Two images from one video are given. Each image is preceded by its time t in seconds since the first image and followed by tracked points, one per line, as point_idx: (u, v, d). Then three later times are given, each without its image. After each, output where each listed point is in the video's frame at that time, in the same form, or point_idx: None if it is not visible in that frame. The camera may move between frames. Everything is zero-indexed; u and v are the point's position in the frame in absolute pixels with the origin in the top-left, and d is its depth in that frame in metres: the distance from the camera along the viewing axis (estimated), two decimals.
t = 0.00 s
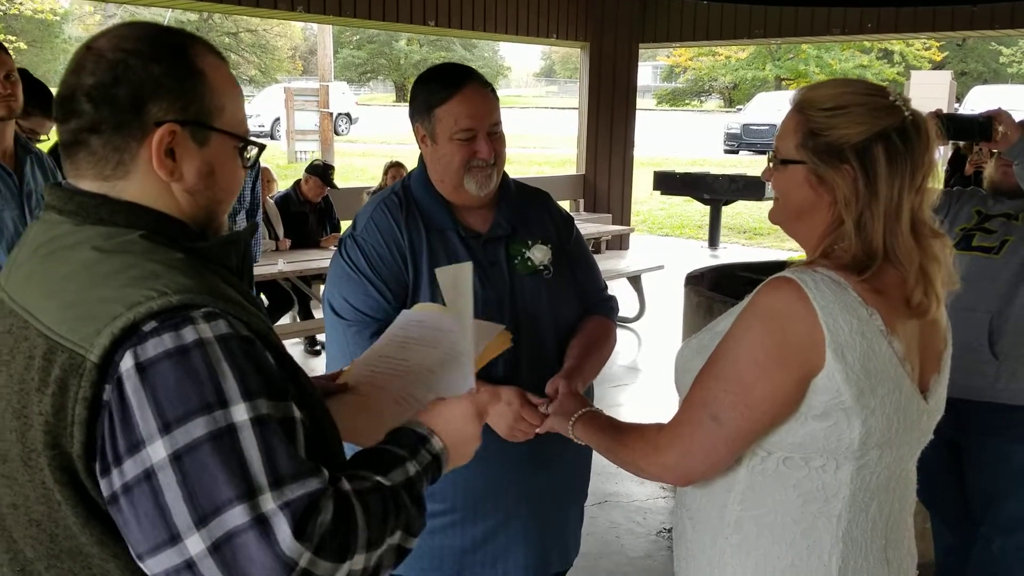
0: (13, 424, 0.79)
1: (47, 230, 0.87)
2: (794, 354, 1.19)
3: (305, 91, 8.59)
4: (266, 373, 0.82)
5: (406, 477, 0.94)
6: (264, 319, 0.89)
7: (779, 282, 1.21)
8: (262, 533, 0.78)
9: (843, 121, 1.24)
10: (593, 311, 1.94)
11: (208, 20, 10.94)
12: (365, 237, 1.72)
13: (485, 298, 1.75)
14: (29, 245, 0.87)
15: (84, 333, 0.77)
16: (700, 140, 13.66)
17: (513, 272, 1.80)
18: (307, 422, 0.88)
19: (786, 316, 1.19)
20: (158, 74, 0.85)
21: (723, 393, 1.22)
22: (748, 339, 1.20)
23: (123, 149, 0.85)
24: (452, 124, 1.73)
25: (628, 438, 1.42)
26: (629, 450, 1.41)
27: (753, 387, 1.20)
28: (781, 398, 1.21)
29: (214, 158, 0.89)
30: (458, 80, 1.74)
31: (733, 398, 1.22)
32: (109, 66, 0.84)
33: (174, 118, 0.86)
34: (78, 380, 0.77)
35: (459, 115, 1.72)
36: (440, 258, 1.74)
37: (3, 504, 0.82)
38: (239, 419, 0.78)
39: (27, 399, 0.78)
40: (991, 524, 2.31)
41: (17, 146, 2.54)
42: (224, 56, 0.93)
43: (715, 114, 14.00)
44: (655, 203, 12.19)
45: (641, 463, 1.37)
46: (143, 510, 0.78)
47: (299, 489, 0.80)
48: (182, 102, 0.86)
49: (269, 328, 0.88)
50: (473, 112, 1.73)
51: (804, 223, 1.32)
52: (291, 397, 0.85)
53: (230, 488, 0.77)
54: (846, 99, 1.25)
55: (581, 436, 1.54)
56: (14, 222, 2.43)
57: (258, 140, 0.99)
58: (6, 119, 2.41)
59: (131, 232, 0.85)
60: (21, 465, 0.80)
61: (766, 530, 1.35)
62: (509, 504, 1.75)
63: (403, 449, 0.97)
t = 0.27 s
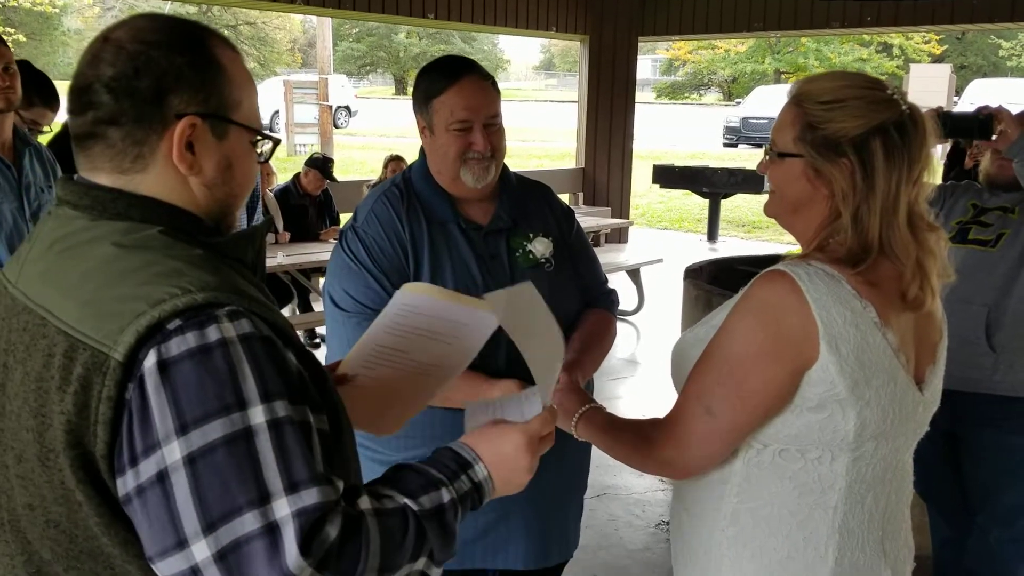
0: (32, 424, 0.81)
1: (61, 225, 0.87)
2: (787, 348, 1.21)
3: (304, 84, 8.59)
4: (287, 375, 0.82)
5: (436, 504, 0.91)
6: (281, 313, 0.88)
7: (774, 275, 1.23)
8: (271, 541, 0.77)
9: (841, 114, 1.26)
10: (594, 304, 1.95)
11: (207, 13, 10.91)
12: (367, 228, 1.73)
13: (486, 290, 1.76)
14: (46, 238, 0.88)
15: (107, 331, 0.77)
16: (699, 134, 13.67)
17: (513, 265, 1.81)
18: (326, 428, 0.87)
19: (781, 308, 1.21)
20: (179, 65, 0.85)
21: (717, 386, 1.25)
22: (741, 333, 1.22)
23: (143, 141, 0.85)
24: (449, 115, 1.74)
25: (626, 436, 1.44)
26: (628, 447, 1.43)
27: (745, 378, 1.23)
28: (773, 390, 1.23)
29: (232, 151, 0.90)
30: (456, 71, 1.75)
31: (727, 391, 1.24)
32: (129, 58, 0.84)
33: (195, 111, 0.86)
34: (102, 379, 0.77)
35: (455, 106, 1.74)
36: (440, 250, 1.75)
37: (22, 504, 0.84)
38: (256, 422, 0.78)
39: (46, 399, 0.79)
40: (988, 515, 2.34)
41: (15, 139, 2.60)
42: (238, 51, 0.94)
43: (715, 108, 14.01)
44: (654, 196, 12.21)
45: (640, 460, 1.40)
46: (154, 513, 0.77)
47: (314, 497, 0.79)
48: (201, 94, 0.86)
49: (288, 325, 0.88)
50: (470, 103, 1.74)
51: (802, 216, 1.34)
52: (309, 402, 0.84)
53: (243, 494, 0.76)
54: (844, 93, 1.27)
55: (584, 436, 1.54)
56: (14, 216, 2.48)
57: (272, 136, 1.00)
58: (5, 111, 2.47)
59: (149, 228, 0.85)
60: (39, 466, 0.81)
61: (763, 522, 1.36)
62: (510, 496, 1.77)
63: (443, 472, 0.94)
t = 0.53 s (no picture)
0: (42, 411, 0.81)
1: (65, 212, 0.87)
2: (780, 336, 1.22)
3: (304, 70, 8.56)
4: (298, 361, 0.83)
5: (436, 499, 0.97)
6: (283, 295, 0.88)
7: (768, 262, 1.24)
8: (288, 525, 0.79)
9: (832, 102, 1.25)
10: (595, 292, 1.96)
11: None
12: (366, 214, 1.74)
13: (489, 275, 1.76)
14: (49, 226, 0.88)
15: (119, 319, 0.77)
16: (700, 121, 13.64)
17: (515, 251, 1.81)
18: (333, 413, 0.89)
19: (773, 297, 1.22)
20: (182, 52, 0.85)
21: (711, 374, 1.26)
22: (734, 319, 1.23)
23: (148, 128, 0.85)
24: (443, 97, 1.77)
25: (624, 425, 1.46)
26: (628, 433, 1.43)
27: (737, 366, 1.24)
28: (766, 377, 1.24)
29: (234, 137, 0.91)
30: (451, 55, 1.78)
31: (721, 379, 1.26)
32: (132, 44, 0.84)
33: (199, 98, 0.87)
34: (116, 365, 0.77)
35: (448, 88, 1.76)
36: (440, 236, 1.75)
37: (28, 492, 0.84)
38: (270, 408, 0.79)
39: (57, 386, 0.79)
40: (984, 502, 2.36)
41: (13, 125, 2.62)
42: (235, 34, 0.94)
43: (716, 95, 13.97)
44: (654, 184, 12.20)
45: (634, 448, 1.42)
46: (171, 499, 0.78)
47: (327, 481, 0.81)
48: (204, 81, 0.87)
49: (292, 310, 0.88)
50: (463, 85, 1.76)
51: (795, 203, 1.34)
52: (319, 387, 0.86)
53: (259, 479, 0.78)
54: (836, 80, 1.26)
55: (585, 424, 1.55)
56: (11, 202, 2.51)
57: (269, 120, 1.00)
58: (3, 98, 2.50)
59: (156, 215, 0.85)
60: (49, 454, 0.81)
61: (759, 509, 1.37)
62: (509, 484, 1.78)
63: (436, 471, 1.01)
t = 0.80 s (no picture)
0: (43, 386, 0.81)
1: (63, 189, 0.88)
2: (775, 317, 1.23)
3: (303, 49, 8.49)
4: (298, 327, 0.85)
5: (420, 445, 1.00)
6: (282, 273, 0.90)
7: (766, 242, 1.24)
8: (318, 479, 0.82)
9: (828, 83, 1.25)
10: (595, 273, 1.95)
11: None
12: (366, 194, 1.74)
13: (490, 256, 1.76)
14: (46, 205, 0.88)
15: (117, 295, 0.78)
16: (702, 101, 13.56)
17: (517, 231, 1.81)
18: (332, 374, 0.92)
19: (771, 280, 1.22)
20: (175, 31, 0.85)
21: (706, 354, 1.27)
22: (731, 299, 1.24)
23: (142, 107, 0.85)
24: (442, 73, 1.78)
25: (625, 400, 1.47)
26: (629, 409, 1.44)
27: (732, 348, 1.25)
28: (761, 359, 1.25)
29: (228, 116, 0.91)
30: (449, 33, 1.80)
31: (716, 359, 1.27)
32: (124, 23, 0.84)
33: (192, 76, 0.87)
34: (115, 340, 0.78)
35: (447, 65, 1.78)
36: (441, 217, 1.75)
37: (29, 466, 0.84)
38: (283, 375, 0.82)
39: (57, 361, 0.80)
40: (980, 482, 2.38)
41: (10, 104, 2.61)
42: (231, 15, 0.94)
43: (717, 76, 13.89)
44: (655, 165, 12.16)
45: (632, 425, 1.43)
46: (192, 465, 0.80)
47: (342, 441, 0.85)
48: (197, 59, 0.87)
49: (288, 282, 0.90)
50: (461, 61, 1.77)
51: (790, 184, 1.34)
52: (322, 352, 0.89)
53: (283, 441, 0.81)
54: (832, 61, 1.26)
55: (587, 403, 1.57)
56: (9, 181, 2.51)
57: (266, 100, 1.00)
58: None
59: (152, 193, 0.86)
60: (50, 429, 0.81)
61: (757, 489, 1.38)
62: (511, 463, 1.79)
63: (412, 420, 1.02)
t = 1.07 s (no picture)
0: (34, 364, 0.84)
1: (54, 174, 0.91)
2: (778, 305, 1.21)
3: (306, 40, 8.46)
4: (284, 307, 0.89)
5: (404, 421, 1.04)
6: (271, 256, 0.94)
7: (769, 232, 1.23)
8: (311, 451, 0.86)
9: (837, 75, 1.23)
10: (599, 262, 1.94)
11: None
12: (368, 184, 1.72)
13: (493, 245, 1.75)
14: (38, 189, 0.91)
15: (106, 276, 0.82)
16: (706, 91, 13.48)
17: (520, 221, 1.79)
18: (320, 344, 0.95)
19: (778, 270, 1.21)
20: (160, 19, 0.88)
21: (708, 342, 1.26)
22: (734, 288, 1.23)
23: (129, 93, 0.89)
24: (444, 59, 1.77)
25: (630, 385, 1.44)
26: (628, 397, 1.43)
27: (734, 336, 1.24)
28: (763, 349, 1.24)
29: (215, 102, 0.94)
30: (450, 19, 1.78)
31: (717, 346, 1.26)
32: (110, 12, 0.87)
33: (176, 62, 0.90)
34: (103, 320, 0.82)
35: (449, 50, 1.76)
36: (445, 207, 1.73)
37: (21, 442, 0.87)
38: (271, 352, 0.85)
39: (47, 340, 0.83)
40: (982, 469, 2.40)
41: (11, 95, 2.60)
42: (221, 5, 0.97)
43: (722, 65, 13.80)
44: (659, 155, 12.13)
45: (635, 412, 1.42)
46: (185, 441, 0.84)
47: (330, 415, 0.89)
48: (183, 46, 0.90)
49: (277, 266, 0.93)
50: (463, 46, 1.76)
51: (798, 175, 1.32)
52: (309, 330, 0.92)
53: (272, 416, 0.85)
54: (842, 53, 1.24)
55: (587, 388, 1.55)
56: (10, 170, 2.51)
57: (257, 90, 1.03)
58: None
59: (141, 176, 0.90)
60: (41, 406, 0.85)
61: (759, 480, 1.37)
62: (517, 452, 1.78)
63: (396, 398, 1.06)
